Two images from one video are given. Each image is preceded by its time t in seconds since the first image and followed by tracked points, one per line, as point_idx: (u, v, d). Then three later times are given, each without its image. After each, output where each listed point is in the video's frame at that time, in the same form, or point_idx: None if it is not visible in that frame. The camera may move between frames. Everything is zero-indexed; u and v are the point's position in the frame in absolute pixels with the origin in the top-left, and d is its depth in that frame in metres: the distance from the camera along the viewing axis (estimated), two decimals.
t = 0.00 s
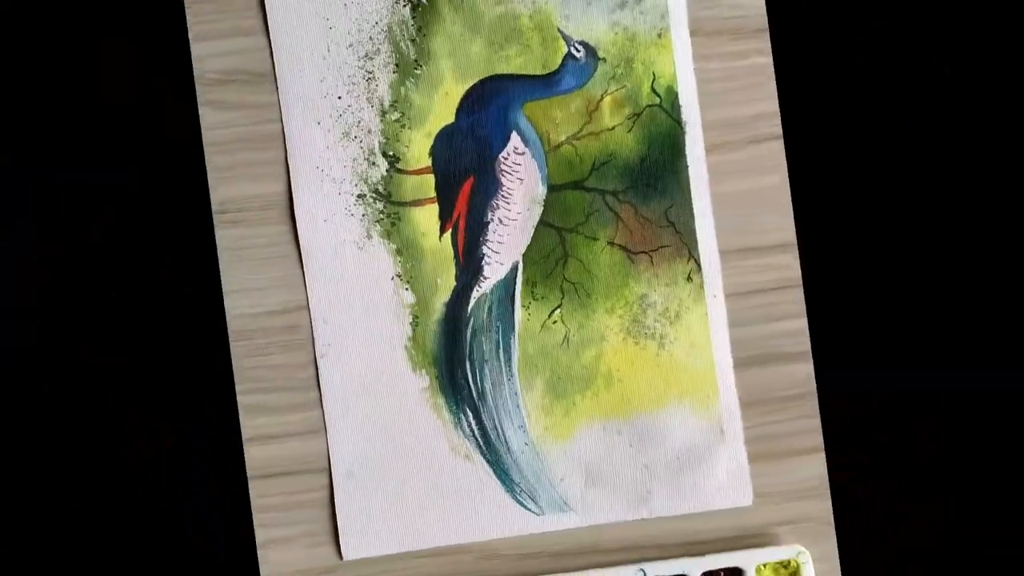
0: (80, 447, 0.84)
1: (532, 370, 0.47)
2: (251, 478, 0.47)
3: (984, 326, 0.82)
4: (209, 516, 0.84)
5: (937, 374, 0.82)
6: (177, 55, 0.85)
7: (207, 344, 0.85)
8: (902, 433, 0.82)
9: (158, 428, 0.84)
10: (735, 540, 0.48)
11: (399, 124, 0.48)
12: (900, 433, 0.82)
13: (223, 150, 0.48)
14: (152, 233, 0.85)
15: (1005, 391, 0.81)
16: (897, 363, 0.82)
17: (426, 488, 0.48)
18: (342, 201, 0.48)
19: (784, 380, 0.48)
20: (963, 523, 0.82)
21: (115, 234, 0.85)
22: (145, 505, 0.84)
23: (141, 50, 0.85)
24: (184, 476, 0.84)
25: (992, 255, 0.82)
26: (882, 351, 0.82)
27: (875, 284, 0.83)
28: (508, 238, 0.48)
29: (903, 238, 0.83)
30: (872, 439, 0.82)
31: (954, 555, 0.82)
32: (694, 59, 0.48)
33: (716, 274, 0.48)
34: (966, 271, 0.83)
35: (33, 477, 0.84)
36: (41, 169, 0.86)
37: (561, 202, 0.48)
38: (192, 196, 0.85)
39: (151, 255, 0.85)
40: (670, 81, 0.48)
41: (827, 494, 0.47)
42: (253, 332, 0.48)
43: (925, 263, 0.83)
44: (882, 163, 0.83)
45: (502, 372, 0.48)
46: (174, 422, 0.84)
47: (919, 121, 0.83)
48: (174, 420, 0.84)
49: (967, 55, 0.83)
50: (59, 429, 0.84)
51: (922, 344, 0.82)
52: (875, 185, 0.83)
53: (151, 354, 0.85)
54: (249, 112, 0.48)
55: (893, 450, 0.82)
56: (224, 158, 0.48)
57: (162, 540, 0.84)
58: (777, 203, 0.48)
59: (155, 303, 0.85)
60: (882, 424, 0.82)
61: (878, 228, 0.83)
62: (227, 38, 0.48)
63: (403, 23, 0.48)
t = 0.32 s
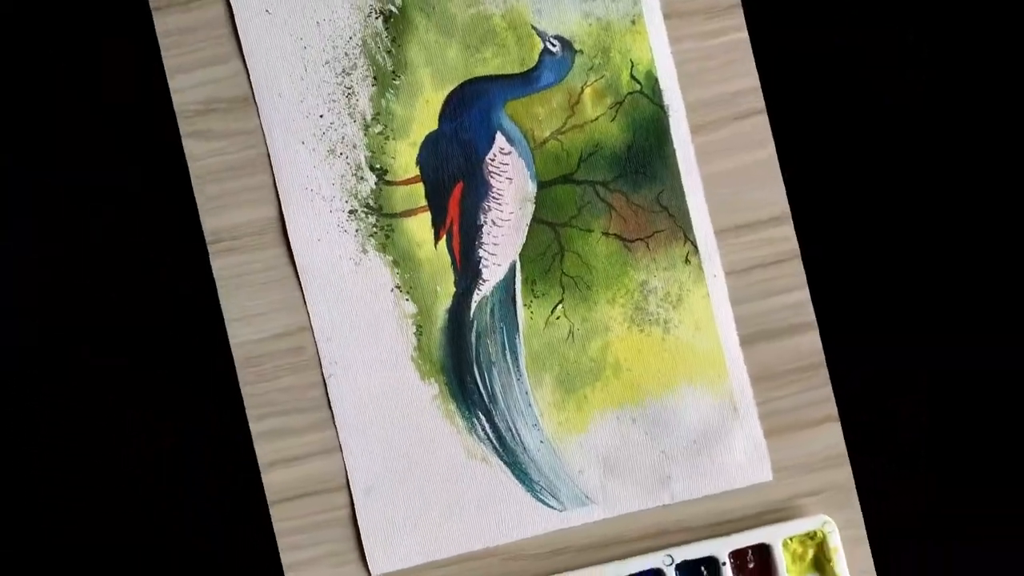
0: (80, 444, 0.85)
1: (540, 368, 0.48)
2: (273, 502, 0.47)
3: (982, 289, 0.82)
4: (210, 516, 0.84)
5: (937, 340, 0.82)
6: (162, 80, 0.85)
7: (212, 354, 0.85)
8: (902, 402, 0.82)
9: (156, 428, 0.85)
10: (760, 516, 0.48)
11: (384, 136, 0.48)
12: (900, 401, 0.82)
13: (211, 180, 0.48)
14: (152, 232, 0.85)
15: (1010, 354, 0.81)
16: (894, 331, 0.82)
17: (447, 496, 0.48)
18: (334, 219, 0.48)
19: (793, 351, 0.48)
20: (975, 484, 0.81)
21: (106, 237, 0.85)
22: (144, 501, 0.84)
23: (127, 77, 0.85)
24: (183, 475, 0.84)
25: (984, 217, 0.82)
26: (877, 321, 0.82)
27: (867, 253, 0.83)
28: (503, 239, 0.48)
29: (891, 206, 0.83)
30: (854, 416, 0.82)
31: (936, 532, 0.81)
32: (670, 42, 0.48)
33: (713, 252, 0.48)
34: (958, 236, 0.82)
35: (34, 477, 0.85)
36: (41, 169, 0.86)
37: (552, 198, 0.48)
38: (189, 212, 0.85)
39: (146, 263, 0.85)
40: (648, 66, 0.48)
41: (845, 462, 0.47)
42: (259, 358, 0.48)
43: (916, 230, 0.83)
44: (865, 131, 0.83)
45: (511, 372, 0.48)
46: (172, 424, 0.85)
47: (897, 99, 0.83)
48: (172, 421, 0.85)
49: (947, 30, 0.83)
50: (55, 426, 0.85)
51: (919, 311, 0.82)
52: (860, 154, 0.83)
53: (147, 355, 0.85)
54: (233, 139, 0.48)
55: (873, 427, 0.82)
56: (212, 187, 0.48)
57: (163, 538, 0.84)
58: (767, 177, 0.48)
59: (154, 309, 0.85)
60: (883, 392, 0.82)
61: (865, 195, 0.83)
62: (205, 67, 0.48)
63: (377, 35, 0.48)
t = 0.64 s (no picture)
0: (82, 452, 0.85)
1: (548, 365, 0.48)
2: (296, 525, 0.48)
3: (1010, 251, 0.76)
4: (207, 521, 0.85)
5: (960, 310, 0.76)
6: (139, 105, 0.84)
7: (213, 374, 0.85)
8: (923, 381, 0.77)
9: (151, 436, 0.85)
10: (782, 491, 0.48)
11: (369, 149, 0.48)
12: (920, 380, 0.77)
13: (201, 211, 0.48)
14: (140, 245, 0.85)
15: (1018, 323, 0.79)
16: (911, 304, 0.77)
17: (469, 501, 0.47)
18: (329, 237, 0.48)
19: (798, 323, 0.48)
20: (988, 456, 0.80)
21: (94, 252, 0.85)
22: (145, 502, 0.85)
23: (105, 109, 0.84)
24: (180, 481, 0.85)
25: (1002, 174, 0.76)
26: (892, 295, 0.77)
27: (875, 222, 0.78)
28: (498, 240, 0.48)
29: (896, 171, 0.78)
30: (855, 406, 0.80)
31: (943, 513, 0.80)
32: (645, 27, 0.48)
33: (707, 232, 0.47)
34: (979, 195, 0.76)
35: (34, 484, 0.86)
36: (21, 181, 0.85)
37: (543, 194, 0.48)
38: (178, 238, 0.84)
39: (138, 284, 0.85)
40: (625, 54, 0.48)
41: (860, 429, 0.47)
42: (268, 384, 0.48)
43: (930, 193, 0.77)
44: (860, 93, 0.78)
45: (520, 372, 0.48)
46: (168, 431, 0.85)
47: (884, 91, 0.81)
48: (167, 428, 0.85)
49: None
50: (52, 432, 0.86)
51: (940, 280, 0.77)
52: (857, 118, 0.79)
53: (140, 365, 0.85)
54: (220, 168, 0.48)
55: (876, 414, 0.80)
56: (204, 218, 0.48)
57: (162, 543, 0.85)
58: (755, 152, 0.48)
59: (150, 324, 0.85)
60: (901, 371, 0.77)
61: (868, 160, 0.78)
62: (185, 99, 0.48)
63: (352, 50, 0.48)
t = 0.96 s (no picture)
0: (87, 474, 0.86)
1: (556, 361, 0.48)
2: (321, 546, 0.48)
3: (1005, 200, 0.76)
4: (207, 521, 0.85)
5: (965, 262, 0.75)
6: (125, 145, 0.85)
7: (220, 405, 0.85)
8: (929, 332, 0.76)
9: (149, 445, 0.85)
10: (802, 462, 0.48)
11: (356, 164, 0.48)
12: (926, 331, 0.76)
13: (194, 242, 0.48)
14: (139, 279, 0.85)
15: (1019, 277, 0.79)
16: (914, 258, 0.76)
17: (490, 505, 0.47)
18: (325, 255, 0.48)
19: (800, 294, 0.48)
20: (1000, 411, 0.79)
21: (85, 283, 0.85)
22: (161, 533, 0.85)
23: (88, 147, 0.85)
24: (180, 486, 0.85)
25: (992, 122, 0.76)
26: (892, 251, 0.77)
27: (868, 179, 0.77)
28: (493, 241, 0.48)
29: (885, 128, 0.77)
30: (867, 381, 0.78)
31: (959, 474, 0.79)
32: (618, 15, 0.48)
33: (700, 211, 0.47)
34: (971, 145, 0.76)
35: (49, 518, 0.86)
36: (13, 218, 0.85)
37: (534, 192, 0.48)
38: (175, 271, 0.85)
39: (133, 311, 0.85)
40: (601, 44, 0.48)
41: (871, 393, 0.48)
42: (279, 408, 0.48)
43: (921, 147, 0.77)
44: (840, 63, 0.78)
45: (528, 371, 0.48)
46: (167, 441, 0.85)
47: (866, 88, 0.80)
48: (166, 438, 0.85)
49: None
50: (47, 443, 0.86)
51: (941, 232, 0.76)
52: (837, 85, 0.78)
53: (137, 381, 0.85)
54: (209, 198, 0.48)
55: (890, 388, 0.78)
56: (198, 249, 0.48)
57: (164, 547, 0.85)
58: (740, 128, 0.48)
59: (147, 349, 0.85)
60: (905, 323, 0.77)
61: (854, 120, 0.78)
62: (167, 133, 0.48)
63: (329, 67, 0.48)
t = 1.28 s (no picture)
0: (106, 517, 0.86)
1: (563, 356, 0.48)
2: (349, 563, 0.48)
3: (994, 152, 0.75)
4: (207, 523, 0.85)
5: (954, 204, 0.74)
6: (112, 185, 0.85)
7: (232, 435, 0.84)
8: (926, 288, 0.75)
9: (148, 454, 0.85)
10: (818, 432, 0.48)
11: (345, 181, 0.48)
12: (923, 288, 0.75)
13: (191, 275, 0.48)
14: (137, 317, 0.84)
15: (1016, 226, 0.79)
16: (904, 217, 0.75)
17: (513, 506, 0.47)
18: (322, 275, 0.48)
19: (800, 265, 0.48)
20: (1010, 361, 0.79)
21: (75, 313, 0.85)
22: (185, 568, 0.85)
23: (74, 191, 0.85)
24: (180, 491, 0.85)
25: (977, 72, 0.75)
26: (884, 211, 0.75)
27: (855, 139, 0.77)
28: (488, 244, 0.48)
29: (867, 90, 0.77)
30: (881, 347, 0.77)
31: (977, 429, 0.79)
32: (590, 7, 0.48)
33: (690, 192, 0.47)
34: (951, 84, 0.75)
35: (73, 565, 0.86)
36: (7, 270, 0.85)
37: (524, 190, 0.48)
38: (172, 306, 0.84)
39: (134, 350, 0.84)
40: (576, 36, 0.48)
41: (880, 357, 0.48)
42: (292, 431, 0.48)
43: (904, 103, 0.76)
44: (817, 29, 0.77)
45: (536, 369, 0.48)
46: (166, 450, 0.85)
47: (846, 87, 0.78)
48: (166, 448, 0.85)
49: None
50: (44, 456, 0.86)
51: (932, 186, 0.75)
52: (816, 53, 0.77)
53: (133, 384, 0.85)
54: (200, 229, 0.48)
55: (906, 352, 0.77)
56: (195, 282, 0.48)
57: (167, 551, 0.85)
58: (723, 106, 0.47)
59: (152, 387, 0.84)
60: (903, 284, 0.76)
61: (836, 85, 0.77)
62: (153, 168, 0.48)
63: (308, 87, 0.48)
